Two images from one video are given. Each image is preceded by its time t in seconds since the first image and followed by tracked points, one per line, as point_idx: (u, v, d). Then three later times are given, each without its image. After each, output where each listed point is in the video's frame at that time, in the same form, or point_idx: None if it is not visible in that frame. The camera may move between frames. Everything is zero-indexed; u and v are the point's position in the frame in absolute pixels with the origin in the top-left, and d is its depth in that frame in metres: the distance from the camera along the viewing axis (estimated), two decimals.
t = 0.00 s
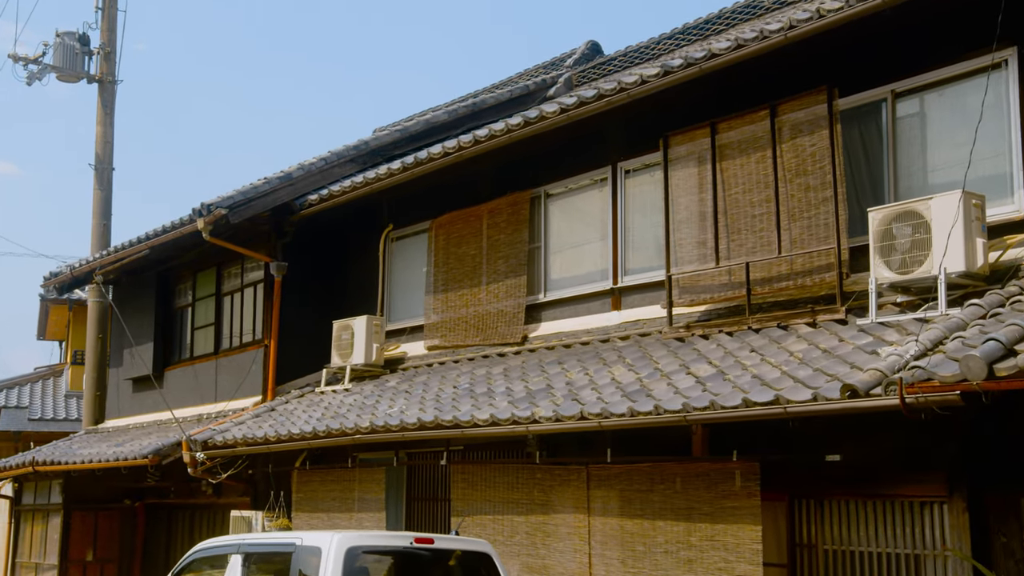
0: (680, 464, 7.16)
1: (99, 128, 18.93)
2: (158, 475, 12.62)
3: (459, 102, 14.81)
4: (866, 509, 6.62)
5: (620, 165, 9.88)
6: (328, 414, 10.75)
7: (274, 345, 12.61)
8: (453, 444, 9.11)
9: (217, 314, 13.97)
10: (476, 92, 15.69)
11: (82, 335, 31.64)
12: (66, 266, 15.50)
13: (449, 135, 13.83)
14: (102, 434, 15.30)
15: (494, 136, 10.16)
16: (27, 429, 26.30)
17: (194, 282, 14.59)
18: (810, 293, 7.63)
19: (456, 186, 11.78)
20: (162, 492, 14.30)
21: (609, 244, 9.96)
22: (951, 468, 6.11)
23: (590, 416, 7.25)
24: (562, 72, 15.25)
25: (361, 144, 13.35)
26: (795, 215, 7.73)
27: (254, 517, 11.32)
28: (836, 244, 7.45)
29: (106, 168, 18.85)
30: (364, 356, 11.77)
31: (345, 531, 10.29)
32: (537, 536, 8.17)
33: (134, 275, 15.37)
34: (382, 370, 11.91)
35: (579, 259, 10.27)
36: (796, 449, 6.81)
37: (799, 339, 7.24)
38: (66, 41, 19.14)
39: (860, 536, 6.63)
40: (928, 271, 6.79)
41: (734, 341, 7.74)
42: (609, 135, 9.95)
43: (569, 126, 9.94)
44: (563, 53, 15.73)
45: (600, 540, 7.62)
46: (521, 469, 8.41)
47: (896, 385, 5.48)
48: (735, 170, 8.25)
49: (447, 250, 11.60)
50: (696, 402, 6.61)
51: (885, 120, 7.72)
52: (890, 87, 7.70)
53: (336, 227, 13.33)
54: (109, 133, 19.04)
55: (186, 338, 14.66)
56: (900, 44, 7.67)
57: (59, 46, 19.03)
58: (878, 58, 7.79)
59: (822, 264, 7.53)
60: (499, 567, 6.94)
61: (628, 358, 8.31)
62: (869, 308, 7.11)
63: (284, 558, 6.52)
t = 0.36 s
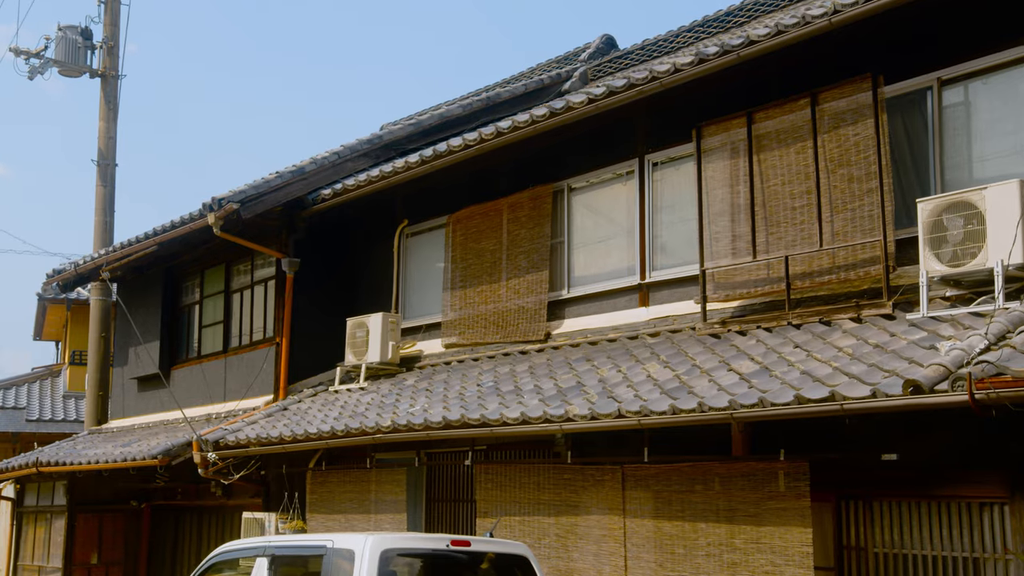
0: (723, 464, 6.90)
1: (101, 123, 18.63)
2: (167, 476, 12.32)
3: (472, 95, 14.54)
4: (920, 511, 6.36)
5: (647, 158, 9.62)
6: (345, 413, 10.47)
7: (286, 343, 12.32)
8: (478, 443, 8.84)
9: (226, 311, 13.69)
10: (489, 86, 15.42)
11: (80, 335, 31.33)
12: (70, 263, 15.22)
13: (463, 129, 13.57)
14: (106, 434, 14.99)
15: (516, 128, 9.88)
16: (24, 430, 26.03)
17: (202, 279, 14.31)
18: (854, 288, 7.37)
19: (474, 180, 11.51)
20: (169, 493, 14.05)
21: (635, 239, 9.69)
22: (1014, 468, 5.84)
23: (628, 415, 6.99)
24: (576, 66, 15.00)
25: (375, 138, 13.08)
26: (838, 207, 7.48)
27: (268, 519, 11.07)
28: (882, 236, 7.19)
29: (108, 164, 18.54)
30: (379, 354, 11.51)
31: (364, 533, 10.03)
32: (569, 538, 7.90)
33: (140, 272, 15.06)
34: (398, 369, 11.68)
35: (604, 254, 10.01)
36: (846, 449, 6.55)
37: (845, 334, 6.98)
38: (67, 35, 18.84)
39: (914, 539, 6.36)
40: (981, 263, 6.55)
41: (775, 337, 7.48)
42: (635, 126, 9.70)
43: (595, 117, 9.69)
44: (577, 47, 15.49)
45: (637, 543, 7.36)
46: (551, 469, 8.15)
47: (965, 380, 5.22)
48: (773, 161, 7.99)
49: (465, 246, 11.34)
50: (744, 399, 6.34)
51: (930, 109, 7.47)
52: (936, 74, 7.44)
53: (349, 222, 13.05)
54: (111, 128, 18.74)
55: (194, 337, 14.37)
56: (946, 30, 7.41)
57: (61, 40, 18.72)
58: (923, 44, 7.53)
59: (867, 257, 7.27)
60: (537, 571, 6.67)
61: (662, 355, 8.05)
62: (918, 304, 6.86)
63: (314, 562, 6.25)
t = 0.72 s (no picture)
0: (771, 463, 6.65)
1: (106, 118, 18.34)
2: (179, 477, 12.04)
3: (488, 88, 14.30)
4: (981, 513, 6.10)
5: (678, 149, 9.36)
6: (364, 411, 10.19)
7: (301, 341, 12.04)
8: (506, 443, 8.57)
9: (238, 308, 13.41)
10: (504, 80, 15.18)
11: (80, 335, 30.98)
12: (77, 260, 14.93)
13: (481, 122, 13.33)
14: (114, 434, 14.71)
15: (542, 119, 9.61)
16: (25, 430, 25.69)
17: (212, 276, 14.04)
18: (903, 281, 7.13)
19: (495, 173, 11.26)
20: (178, 495, 13.78)
21: (665, 232, 9.43)
22: None
23: (672, 412, 6.73)
24: (593, 59, 14.77)
25: (391, 131, 12.81)
26: (887, 197, 7.27)
27: (284, 520, 10.80)
28: (935, 227, 6.95)
29: (114, 160, 18.25)
30: (398, 351, 11.25)
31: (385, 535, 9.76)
32: (605, 541, 7.63)
33: (148, 269, 14.78)
34: (417, 366, 11.41)
35: (632, 248, 9.75)
36: (902, 448, 6.29)
37: (897, 328, 6.72)
38: (72, 28, 18.56)
39: (975, 542, 6.10)
40: None
41: (821, 332, 7.22)
42: (666, 117, 9.46)
43: (624, 107, 9.45)
44: (594, 40, 15.26)
45: (679, 546, 7.09)
46: (586, 468, 7.88)
47: None
48: (818, 150, 7.77)
49: (486, 240, 11.09)
50: (798, 395, 6.07)
51: (981, 95, 7.20)
52: (987, 60, 7.18)
53: (364, 217, 12.78)
54: (117, 123, 18.45)
55: (204, 335, 14.10)
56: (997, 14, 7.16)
57: (65, 34, 18.44)
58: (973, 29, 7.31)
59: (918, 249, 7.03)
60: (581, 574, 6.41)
61: (701, 352, 7.79)
62: (975, 297, 6.58)
63: (351, 565, 5.98)
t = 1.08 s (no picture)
0: (828, 463, 6.40)
1: (115, 114, 18.08)
2: (196, 477, 11.78)
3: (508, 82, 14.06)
4: None
5: (714, 140, 9.10)
6: (389, 410, 9.93)
7: (320, 339, 11.78)
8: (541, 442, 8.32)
9: (254, 306, 13.15)
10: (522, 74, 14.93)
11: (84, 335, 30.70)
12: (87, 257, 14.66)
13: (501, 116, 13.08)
14: (125, 434, 14.44)
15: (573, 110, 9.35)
16: (29, 431, 25.42)
17: (226, 273, 13.78)
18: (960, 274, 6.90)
19: (520, 166, 11.02)
20: (192, 496, 13.52)
21: (700, 226, 9.18)
22: None
23: (724, 410, 6.48)
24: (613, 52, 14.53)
25: (411, 125, 12.56)
26: (944, 188, 7.06)
27: (305, 522, 10.55)
28: (995, 217, 6.73)
29: (123, 156, 17.98)
30: (421, 349, 10.99)
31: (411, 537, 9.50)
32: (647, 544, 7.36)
33: (160, 265, 14.50)
34: (439, 364, 11.14)
35: (664, 243, 9.49)
36: (968, 447, 6.04)
37: (957, 323, 6.47)
38: (81, 22, 18.30)
39: None
40: None
41: (874, 327, 6.97)
42: (701, 107, 9.23)
43: (659, 98, 9.22)
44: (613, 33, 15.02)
45: (728, 549, 6.83)
46: (626, 468, 7.60)
47: None
48: (868, 139, 7.56)
49: (512, 235, 10.84)
50: (861, 392, 5.80)
51: None
52: None
53: (383, 212, 12.52)
54: (125, 119, 18.19)
55: (217, 333, 13.84)
56: None
57: (73, 28, 18.18)
58: None
59: (976, 240, 6.81)
60: None
61: (746, 348, 7.54)
62: None
63: (395, 569, 5.72)
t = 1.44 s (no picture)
0: (892, 464, 6.10)
1: (126, 110, 17.79)
2: (216, 478, 11.51)
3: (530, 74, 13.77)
4: None
5: (754, 131, 8.83)
6: (416, 409, 9.66)
7: (342, 336, 11.50)
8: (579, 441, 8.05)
9: (272, 303, 12.88)
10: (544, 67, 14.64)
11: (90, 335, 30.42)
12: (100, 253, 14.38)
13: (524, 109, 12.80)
14: (139, 434, 14.17)
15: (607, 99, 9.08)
16: (37, 432, 25.17)
17: (243, 270, 13.50)
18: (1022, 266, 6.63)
19: (549, 159, 10.75)
20: (207, 497, 13.26)
21: (740, 219, 8.90)
22: None
23: (781, 408, 6.20)
24: (636, 45, 14.24)
25: (433, 118, 12.27)
26: (1005, 177, 6.79)
27: (328, 524, 10.28)
28: None
29: (134, 152, 17.69)
30: (447, 346, 10.72)
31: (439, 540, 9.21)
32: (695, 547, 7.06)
33: (175, 262, 14.22)
34: (465, 362, 10.87)
35: (701, 236, 9.21)
36: None
37: None
38: (91, 16, 18.01)
39: None
40: None
41: (932, 321, 6.70)
42: (740, 96, 8.96)
43: (697, 87, 8.95)
44: (636, 26, 14.73)
45: (781, 553, 6.54)
46: (671, 469, 7.32)
47: None
48: (922, 127, 7.29)
49: (541, 230, 10.59)
50: (933, 388, 5.52)
51: None
52: None
53: (406, 207, 12.25)
54: (137, 115, 17.90)
55: (234, 330, 13.57)
56: None
57: (84, 22, 17.90)
58: None
59: None
60: None
61: (796, 344, 7.26)
62: None
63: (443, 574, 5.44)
